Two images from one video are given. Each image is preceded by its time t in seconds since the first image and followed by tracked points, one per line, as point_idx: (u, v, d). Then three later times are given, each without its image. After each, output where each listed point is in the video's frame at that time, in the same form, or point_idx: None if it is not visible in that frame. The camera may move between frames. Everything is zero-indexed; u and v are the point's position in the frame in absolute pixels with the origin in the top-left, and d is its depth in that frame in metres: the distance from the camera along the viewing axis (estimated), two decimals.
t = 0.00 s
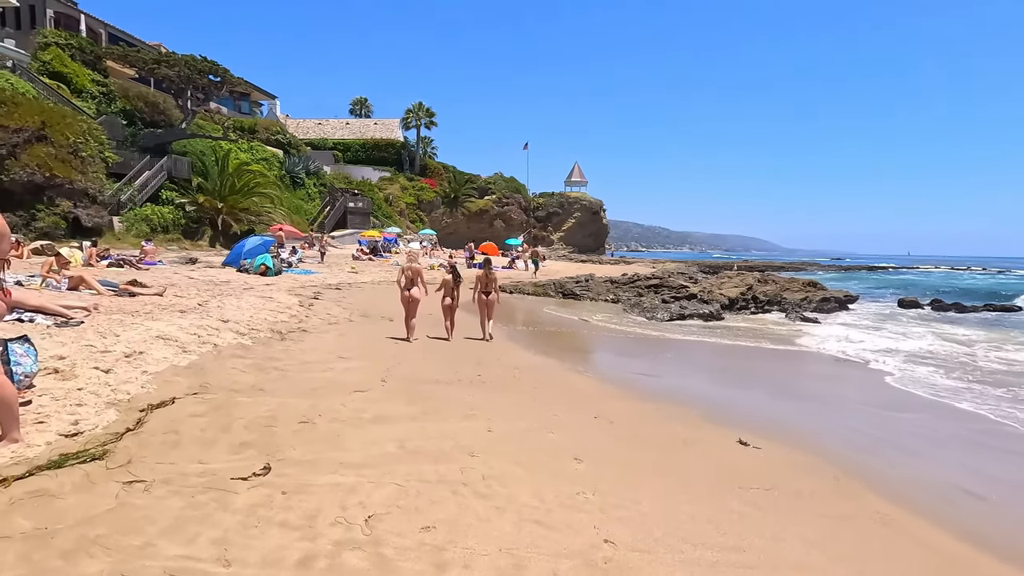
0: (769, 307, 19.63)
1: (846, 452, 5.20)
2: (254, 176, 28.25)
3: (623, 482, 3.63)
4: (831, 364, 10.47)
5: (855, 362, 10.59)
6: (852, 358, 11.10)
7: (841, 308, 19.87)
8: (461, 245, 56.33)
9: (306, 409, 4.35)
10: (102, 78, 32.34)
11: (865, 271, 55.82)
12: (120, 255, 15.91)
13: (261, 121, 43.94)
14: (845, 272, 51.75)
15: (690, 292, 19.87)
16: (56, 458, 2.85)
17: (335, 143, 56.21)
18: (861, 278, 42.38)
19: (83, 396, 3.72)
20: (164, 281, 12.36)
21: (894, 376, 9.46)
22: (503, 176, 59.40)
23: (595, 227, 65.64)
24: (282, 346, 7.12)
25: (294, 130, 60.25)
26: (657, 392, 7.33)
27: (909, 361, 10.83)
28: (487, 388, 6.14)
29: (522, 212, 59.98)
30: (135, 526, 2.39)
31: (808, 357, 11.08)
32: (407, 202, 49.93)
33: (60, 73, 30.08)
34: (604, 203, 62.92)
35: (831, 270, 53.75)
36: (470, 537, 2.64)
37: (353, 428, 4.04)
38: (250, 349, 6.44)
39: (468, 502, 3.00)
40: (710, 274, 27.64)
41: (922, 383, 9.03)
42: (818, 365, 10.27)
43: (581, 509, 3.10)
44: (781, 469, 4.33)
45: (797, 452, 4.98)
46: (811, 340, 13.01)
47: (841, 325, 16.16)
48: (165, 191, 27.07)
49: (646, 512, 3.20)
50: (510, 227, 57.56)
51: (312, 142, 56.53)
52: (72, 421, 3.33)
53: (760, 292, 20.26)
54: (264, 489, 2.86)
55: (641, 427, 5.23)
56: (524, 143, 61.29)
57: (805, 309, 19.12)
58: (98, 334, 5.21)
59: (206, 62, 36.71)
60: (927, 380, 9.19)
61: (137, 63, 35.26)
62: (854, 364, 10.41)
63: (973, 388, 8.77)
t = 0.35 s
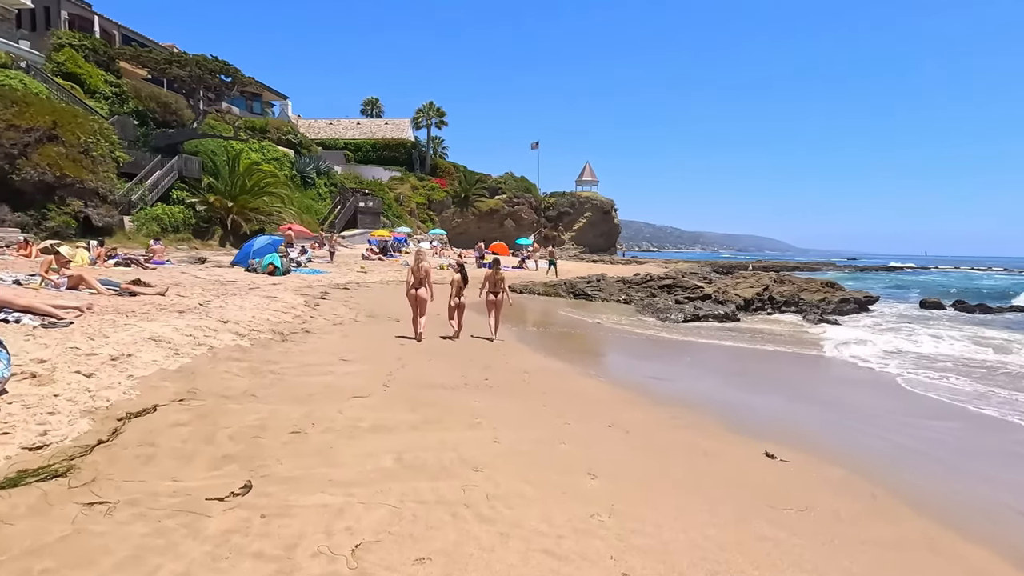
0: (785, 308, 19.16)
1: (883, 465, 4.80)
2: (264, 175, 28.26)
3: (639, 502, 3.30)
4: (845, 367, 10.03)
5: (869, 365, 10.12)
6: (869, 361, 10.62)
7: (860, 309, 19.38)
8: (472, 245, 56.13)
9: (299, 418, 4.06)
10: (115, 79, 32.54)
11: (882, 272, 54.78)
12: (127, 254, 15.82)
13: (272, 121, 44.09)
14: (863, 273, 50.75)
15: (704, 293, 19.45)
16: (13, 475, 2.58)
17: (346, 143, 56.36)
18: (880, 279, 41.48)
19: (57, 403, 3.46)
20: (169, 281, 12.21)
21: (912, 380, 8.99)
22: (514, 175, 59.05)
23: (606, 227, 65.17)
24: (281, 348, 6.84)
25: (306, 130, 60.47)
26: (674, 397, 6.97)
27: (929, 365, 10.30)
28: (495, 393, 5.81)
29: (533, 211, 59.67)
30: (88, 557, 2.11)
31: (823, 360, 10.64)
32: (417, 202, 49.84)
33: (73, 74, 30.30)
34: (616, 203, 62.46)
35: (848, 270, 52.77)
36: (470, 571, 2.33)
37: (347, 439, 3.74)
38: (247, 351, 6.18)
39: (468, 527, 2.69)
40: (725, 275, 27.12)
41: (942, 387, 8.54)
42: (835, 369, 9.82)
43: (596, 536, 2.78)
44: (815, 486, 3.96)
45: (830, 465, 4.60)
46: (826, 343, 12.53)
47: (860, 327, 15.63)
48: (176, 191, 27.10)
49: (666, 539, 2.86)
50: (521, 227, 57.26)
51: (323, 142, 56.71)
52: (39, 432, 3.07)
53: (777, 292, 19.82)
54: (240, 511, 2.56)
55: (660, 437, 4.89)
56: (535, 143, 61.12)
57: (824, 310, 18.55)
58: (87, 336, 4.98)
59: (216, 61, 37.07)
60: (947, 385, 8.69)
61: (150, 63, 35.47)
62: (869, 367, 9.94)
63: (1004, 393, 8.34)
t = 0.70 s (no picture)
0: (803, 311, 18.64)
1: (925, 488, 4.40)
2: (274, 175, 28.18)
3: (661, 539, 2.96)
4: (862, 371, 9.50)
5: (887, 370, 9.59)
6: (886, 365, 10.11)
7: (881, 312, 18.82)
8: (482, 245, 55.88)
9: (290, 435, 3.74)
10: (127, 80, 32.70)
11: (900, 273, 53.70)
12: (135, 255, 15.70)
13: (283, 121, 44.17)
14: (881, 274, 49.68)
15: (719, 294, 18.96)
16: None
17: (357, 143, 56.39)
18: (899, 280, 40.55)
19: (24, 421, 3.17)
20: (174, 282, 12.03)
21: (933, 387, 8.47)
22: (525, 175, 58.62)
23: (618, 227, 64.62)
24: (281, 354, 6.56)
25: (317, 131, 60.60)
26: (693, 407, 6.57)
27: (958, 371, 9.83)
28: (503, 405, 5.47)
29: (544, 211, 59.29)
30: None
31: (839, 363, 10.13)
32: (428, 202, 49.70)
33: (87, 75, 30.47)
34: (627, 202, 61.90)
35: (865, 271, 51.83)
36: None
37: (340, 461, 3.42)
38: (244, 358, 5.89)
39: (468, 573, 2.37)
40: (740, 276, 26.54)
41: (967, 396, 8.02)
42: (854, 373, 9.34)
43: None
44: (856, 517, 3.61)
45: (871, 489, 4.20)
46: (843, 346, 12.00)
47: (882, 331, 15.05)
48: (187, 191, 27.11)
49: None
50: (532, 227, 56.91)
51: (334, 142, 56.76)
52: None
53: (794, 294, 19.31)
54: (210, 554, 2.25)
55: (684, 456, 4.51)
56: (546, 143, 60.76)
57: (844, 313, 17.95)
58: (72, 343, 4.70)
59: (227, 62, 37.20)
60: (980, 393, 8.23)
61: (161, 64, 35.61)
62: (888, 371, 9.41)
63: None
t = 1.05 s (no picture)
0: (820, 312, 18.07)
1: (968, 506, 4.01)
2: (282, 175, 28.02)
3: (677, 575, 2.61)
4: (880, 375, 9.02)
5: (911, 374, 9.09)
6: (906, 369, 9.61)
7: (901, 313, 18.20)
8: (491, 245, 55.57)
9: (269, 450, 3.40)
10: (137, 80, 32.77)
11: (917, 273, 52.64)
12: (139, 255, 15.53)
13: (293, 121, 44.16)
14: (899, 274, 48.70)
15: (733, 295, 18.45)
16: None
17: (366, 143, 56.35)
18: (917, 281, 39.63)
19: None
20: (175, 282, 11.79)
21: (956, 392, 7.98)
22: (534, 175, 58.25)
23: (628, 227, 64.04)
24: (275, 357, 6.24)
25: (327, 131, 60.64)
26: (707, 414, 6.17)
27: (988, 375, 9.32)
28: (506, 413, 5.11)
29: (554, 211, 58.86)
30: None
31: (856, 366, 9.64)
32: (437, 202, 49.49)
33: (97, 75, 30.56)
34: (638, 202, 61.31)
35: (881, 271, 50.87)
36: None
37: (321, 479, 3.08)
38: (234, 362, 5.57)
39: None
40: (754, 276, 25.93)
41: (994, 403, 7.52)
42: (876, 377, 8.89)
43: None
44: (900, 546, 3.23)
45: (911, 510, 3.81)
46: (861, 348, 11.50)
47: (902, 334, 14.48)
48: (195, 191, 27.04)
49: None
50: (541, 226, 56.50)
51: (344, 142, 56.73)
52: None
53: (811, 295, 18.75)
54: None
55: (702, 471, 4.13)
56: (556, 142, 60.39)
57: (863, 314, 17.36)
58: (45, 346, 4.40)
59: (235, 61, 37.27)
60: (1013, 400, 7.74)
61: (170, 63, 35.71)
62: (913, 376, 8.93)
63: None
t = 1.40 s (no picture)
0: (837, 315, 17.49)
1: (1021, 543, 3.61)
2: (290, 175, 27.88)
3: None
4: (905, 385, 8.55)
5: (937, 383, 8.62)
6: (930, 377, 9.12)
7: (922, 316, 17.57)
8: (500, 246, 55.26)
9: (240, 476, 3.06)
10: (146, 81, 32.77)
11: (934, 275, 51.57)
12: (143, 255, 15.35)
13: (301, 121, 44.11)
14: (916, 275, 47.70)
15: (746, 297, 17.93)
16: None
17: (375, 143, 56.29)
18: (935, 282, 38.73)
19: None
20: (174, 284, 11.54)
21: (987, 404, 7.51)
22: (543, 175, 57.82)
23: (638, 227, 63.46)
24: (266, 365, 5.92)
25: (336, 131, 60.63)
26: (726, 428, 5.76)
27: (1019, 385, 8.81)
28: (508, 429, 4.74)
29: (563, 211, 58.45)
30: None
31: (876, 375, 9.17)
32: (445, 202, 49.25)
33: (107, 76, 30.59)
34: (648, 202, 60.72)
35: (897, 272, 49.92)
36: None
37: (295, 512, 2.75)
38: (220, 371, 5.27)
39: None
40: (767, 278, 25.34)
41: None
42: (898, 386, 8.44)
43: None
44: None
45: (960, 549, 3.43)
46: (882, 355, 10.98)
47: (924, 339, 13.91)
48: (202, 191, 26.94)
49: None
50: (550, 227, 56.10)
51: (353, 142, 56.68)
52: None
53: (827, 297, 18.18)
54: None
55: (725, 499, 3.73)
56: (565, 142, 59.91)
57: (882, 317, 16.76)
58: (12, 357, 4.12)
59: (242, 61, 37.29)
60: None
61: (178, 64, 35.70)
62: (940, 386, 8.46)
63: None
